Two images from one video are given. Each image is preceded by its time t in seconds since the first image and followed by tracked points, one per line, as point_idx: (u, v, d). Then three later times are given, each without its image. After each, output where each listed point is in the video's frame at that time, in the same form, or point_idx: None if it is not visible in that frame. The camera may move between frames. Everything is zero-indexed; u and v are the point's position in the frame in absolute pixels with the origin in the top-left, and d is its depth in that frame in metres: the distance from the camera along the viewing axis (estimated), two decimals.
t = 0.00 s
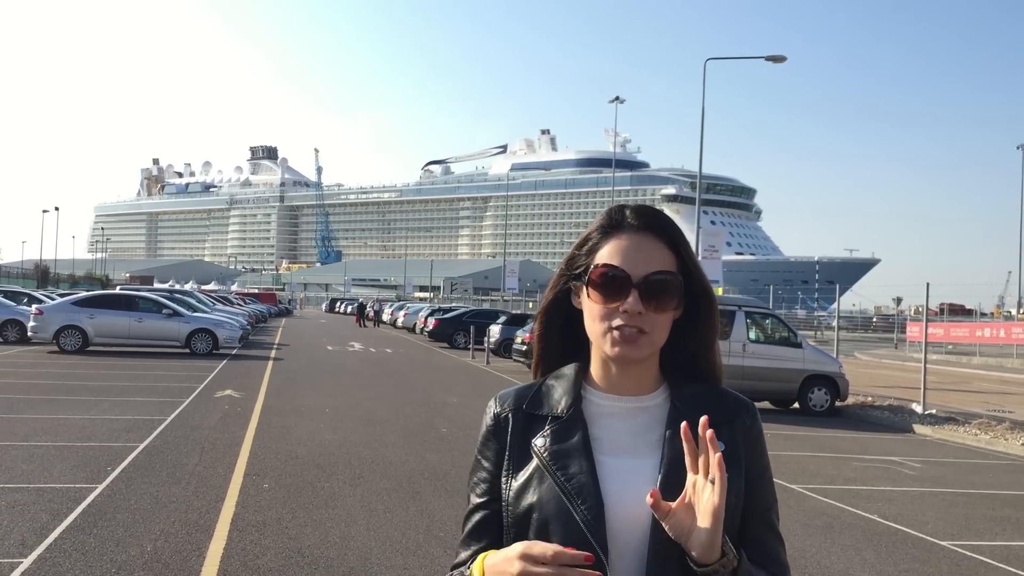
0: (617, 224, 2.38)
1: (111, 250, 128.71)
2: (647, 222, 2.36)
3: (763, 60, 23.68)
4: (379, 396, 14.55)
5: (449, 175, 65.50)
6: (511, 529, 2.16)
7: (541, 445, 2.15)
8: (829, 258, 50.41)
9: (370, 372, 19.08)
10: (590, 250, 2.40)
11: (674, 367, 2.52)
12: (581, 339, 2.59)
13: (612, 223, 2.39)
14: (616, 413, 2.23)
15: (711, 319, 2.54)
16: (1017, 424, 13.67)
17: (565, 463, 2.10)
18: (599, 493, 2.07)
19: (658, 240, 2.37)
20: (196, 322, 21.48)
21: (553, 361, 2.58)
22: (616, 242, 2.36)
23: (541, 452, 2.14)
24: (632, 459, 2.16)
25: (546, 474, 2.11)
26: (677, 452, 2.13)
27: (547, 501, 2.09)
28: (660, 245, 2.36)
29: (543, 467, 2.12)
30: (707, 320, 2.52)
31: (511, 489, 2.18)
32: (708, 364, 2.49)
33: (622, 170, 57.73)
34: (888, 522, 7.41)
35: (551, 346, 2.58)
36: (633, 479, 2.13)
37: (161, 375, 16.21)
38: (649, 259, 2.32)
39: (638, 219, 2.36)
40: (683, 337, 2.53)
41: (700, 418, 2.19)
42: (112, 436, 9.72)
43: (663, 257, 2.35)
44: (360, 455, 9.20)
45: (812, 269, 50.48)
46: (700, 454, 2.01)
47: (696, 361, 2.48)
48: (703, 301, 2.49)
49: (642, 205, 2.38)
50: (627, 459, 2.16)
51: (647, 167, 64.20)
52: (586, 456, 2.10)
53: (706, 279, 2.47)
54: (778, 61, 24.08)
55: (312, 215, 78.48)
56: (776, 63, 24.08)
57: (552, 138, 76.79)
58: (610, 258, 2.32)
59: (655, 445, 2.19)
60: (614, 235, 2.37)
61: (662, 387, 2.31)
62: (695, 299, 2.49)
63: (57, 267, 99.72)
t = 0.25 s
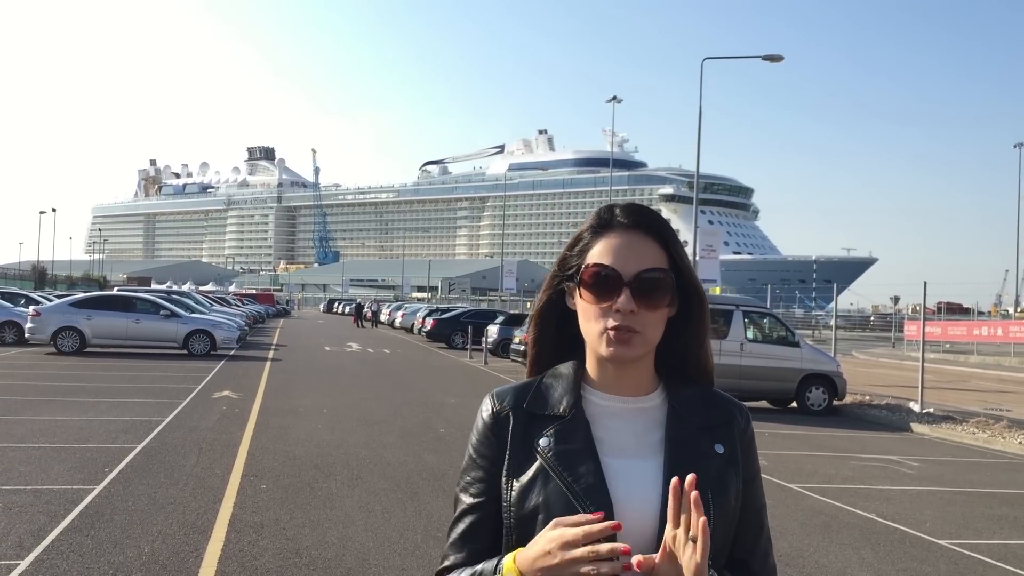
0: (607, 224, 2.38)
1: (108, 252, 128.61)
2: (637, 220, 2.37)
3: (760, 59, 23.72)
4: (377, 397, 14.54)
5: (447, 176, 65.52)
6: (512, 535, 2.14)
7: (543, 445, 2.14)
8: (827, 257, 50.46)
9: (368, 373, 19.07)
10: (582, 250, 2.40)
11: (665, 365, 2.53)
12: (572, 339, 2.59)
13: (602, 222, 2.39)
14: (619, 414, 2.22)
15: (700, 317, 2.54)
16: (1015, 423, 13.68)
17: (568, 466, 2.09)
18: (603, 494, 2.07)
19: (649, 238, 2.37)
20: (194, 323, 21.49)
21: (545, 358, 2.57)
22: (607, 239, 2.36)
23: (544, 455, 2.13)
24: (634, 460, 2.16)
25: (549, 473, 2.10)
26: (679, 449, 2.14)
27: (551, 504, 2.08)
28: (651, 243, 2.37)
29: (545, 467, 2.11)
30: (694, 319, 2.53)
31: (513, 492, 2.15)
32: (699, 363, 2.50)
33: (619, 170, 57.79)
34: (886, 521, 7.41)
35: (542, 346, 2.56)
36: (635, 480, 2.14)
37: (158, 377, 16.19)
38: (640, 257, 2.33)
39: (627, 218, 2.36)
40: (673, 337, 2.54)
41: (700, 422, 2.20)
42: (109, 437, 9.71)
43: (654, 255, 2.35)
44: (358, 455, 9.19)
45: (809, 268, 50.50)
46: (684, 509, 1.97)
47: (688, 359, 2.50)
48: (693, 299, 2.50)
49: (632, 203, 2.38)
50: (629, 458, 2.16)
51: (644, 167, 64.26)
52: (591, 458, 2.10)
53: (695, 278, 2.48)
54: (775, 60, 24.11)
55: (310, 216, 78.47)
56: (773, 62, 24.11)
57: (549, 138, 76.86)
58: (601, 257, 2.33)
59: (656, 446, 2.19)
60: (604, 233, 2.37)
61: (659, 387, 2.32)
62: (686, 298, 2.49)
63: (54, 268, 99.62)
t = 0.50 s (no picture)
0: (601, 225, 2.38)
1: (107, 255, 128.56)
2: (631, 221, 2.37)
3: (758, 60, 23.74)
4: (376, 399, 14.54)
5: (446, 177, 65.60)
6: (511, 538, 2.15)
7: (542, 448, 2.14)
8: (826, 257, 50.52)
9: (368, 375, 19.08)
10: (576, 254, 2.40)
11: (662, 367, 2.54)
12: (569, 342, 2.59)
13: (596, 224, 2.39)
14: (616, 417, 2.23)
15: (697, 319, 2.54)
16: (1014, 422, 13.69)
17: (565, 471, 2.09)
18: (601, 498, 2.07)
19: (644, 239, 2.37)
20: (193, 325, 21.46)
21: (543, 361, 2.57)
22: (601, 242, 2.36)
23: (543, 458, 2.13)
24: (631, 464, 2.16)
25: (547, 477, 2.11)
26: (676, 453, 2.14)
27: (549, 509, 2.08)
28: (645, 245, 2.37)
29: (543, 470, 2.11)
30: (690, 321, 2.53)
31: (512, 495, 2.15)
32: (695, 364, 2.51)
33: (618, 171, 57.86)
34: (886, 521, 7.41)
35: (540, 350, 2.56)
36: (632, 484, 2.14)
37: (158, 379, 16.18)
38: (634, 258, 2.33)
39: (621, 219, 2.37)
40: (670, 338, 2.54)
41: (698, 424, 2.19)
42: (108, 440, 9.70)
43: (648, 256, 2.35)
44: (358, 457, 9.19)
45: (808, 268, 50.56)
46: None
47: (683, 361, 2.50)
48: (689, 301, 2.50)
49: (626, 204, 2.38)
50: (627, 462, 2.16)
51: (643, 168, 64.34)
52: (588, 461, 2.11)
53: (690, 280, 2.48)
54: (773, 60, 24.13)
55: (309, 217, 78.52)
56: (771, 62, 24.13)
57: (548, 139, 76.89)
58: (597, 259, 2.32)
59: (653, 448, 2.19)
60: (598, 235, 2.37)
61: (657, 389, 2.32)
62: (682, 299, 2.48)
63: (53, 271, 99.61)
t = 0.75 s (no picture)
0: (600, 228, 2.39)
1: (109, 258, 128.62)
2: (630, 223, 2.37)
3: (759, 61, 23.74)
4: (378, 401, 14.54)
5: (448, 179, 65.67)
6: (508, 540, 2.16)
7: (539, 450, 2.15)
8: (828, 258, 50.48)
9: (370, 376, 19.08)
10: (576, 256, 2.40)
11: (663, 370, 2.53)
12: (571, 345, 2.60)
13: (594, 227, 2.40)
14: (614, 420, 2.22)
15: (698, 322, 2.53)
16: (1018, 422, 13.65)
17: (562, 474, 2.09)
18: (596, 501, 2.07)
19: (644, 242, 2.36)
20: (195, 328, 21.47)
21: (545, 364, 2.57)
22: (600, 244, 2.36)
23: (538, 461, 2.13)
24: (628, 468, 2.16)
25: (544, 479, 2.10)
26: (674, 456, 2.13)
27: (544, 512, 2.08)
28: (644, 247, 2.36)
29: (539, 475, 2.12)
30: (691, 324, 2.52)
31: (509, 498, 2.15)
32: (695, 367, 2.50)
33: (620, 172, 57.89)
34: (889, 522, 7.40)
35: (541, 354, 2.57)
36: (626, 488, 2.13)
37: (160, 382, 16.19)
38: (632, 260, 2.33)
39: (620, 222, 2.37)
40: (670, 341, 2.53)
41: (696, 426, 2.18)
42: (110, 443, 9.72)
43: (647, 257, 2.35)
44: (361, 459, 9.19)
45: (811, 269, 50.54)
46: None
47: (684, 364, 2.49)
48: (688, 304, 2.49)
49: (624, 207, 2.39)
50: (623, 466, 2.16)
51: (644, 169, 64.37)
52: (583, 465, 2.10)
53: (689, 281, 2.47)
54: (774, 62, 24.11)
55: (310, 220, 78.58)
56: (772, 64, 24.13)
57: (550, 141, 76.88)
58: (595, 262, 2.33)
59: (650, 451, 2.19)
60: (596, 237, 2.37)
61: (658, 391, 2.31)
62: (681, 300, 2.47)
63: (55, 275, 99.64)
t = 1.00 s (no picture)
0: (595, 230, 2.40)
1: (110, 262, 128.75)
2: (626, 225, 2.38)
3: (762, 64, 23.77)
4: (381, 404, 14.55)
5: (449, 181, 65.71)
6: (502, 543, 2.17)
7: (532, 454, 2.16)
8: (830, 260, 50.44)
9: (372, 380, 19.09)
10: (573, 257, 2.41)
11: (660, 371, 2.54)
12: (569, 348, 2.61)
13: (590, 229, 2.41)
14: (608, 423, 2.23)
15: (694, 323, 2.53)
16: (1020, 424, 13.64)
17: (553, 478, 2.11)
18: (588, 506, 2.08)
19: (640, 243, 2.37)
20: (198, 331, 21.47)
21: (542, 367, 2.59)
22: (596, 246, 2.38)
23: (531, 465, 2.15)
24: (620, 471, 2.16)
25: (538, 483, 2.12)
26: (667, 458, 2.13)
27: (536, 518, 2.10)
28: (640, 248, 2.37)
29: (534, 478, 2.13)
30: (688, 325, 2.53)
31: (502, 501, 2.17)
32: (691, 369, 2.50)
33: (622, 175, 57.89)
34: (891, 524, 7.39)
35: (540, 357, 2.58)
36: (619, 490, 2.14)
37: (162, 385, 16.21)
38: (628, 260, 2.33)
39: (617, 223, 2.38)
40: (667, 343, 2.54)
41: (689, 429, 2.18)
42: (113, 446, 9.74)
43: (643, 258, 2.35)
44: (363, 462, 9.20)
45: (813, 271, 50.50)
46: None
47: (681, 366, 2.49)
48: (684, 306, 2.50)
49: (621, 210, 2.40)
50: (616, 468, 2.17)
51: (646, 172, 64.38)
52: (575, 468, 2.11)
53: (686, 283, 2.47)
54: (776, 64, 24.14)
55: (312, 223, 78.62)
56: (774, 66, 24.15)
57: (551, 144, 76.94)
58: (591, 263, 2.34)
59: (643, 453, 2.19)
60: (593, 238, 2.39)
61: (653, 394, 2.32)
62: (678, 303, 2.48)
63: (57, 278, 99.72)
